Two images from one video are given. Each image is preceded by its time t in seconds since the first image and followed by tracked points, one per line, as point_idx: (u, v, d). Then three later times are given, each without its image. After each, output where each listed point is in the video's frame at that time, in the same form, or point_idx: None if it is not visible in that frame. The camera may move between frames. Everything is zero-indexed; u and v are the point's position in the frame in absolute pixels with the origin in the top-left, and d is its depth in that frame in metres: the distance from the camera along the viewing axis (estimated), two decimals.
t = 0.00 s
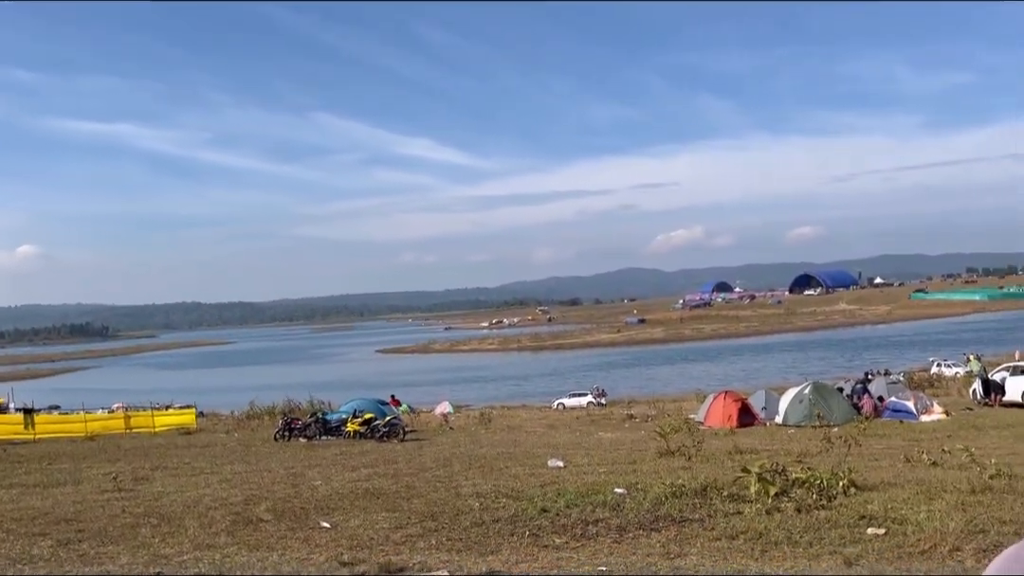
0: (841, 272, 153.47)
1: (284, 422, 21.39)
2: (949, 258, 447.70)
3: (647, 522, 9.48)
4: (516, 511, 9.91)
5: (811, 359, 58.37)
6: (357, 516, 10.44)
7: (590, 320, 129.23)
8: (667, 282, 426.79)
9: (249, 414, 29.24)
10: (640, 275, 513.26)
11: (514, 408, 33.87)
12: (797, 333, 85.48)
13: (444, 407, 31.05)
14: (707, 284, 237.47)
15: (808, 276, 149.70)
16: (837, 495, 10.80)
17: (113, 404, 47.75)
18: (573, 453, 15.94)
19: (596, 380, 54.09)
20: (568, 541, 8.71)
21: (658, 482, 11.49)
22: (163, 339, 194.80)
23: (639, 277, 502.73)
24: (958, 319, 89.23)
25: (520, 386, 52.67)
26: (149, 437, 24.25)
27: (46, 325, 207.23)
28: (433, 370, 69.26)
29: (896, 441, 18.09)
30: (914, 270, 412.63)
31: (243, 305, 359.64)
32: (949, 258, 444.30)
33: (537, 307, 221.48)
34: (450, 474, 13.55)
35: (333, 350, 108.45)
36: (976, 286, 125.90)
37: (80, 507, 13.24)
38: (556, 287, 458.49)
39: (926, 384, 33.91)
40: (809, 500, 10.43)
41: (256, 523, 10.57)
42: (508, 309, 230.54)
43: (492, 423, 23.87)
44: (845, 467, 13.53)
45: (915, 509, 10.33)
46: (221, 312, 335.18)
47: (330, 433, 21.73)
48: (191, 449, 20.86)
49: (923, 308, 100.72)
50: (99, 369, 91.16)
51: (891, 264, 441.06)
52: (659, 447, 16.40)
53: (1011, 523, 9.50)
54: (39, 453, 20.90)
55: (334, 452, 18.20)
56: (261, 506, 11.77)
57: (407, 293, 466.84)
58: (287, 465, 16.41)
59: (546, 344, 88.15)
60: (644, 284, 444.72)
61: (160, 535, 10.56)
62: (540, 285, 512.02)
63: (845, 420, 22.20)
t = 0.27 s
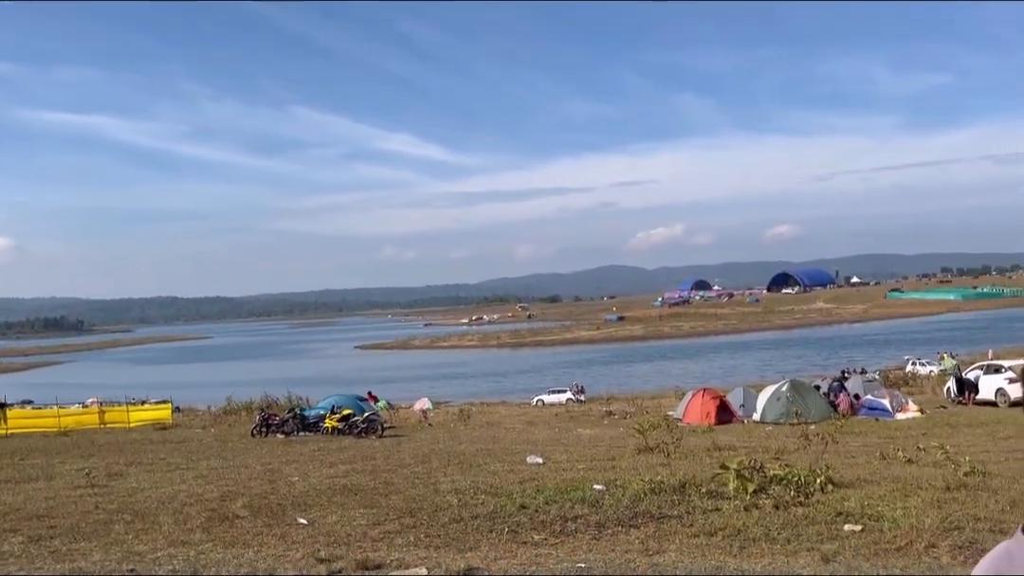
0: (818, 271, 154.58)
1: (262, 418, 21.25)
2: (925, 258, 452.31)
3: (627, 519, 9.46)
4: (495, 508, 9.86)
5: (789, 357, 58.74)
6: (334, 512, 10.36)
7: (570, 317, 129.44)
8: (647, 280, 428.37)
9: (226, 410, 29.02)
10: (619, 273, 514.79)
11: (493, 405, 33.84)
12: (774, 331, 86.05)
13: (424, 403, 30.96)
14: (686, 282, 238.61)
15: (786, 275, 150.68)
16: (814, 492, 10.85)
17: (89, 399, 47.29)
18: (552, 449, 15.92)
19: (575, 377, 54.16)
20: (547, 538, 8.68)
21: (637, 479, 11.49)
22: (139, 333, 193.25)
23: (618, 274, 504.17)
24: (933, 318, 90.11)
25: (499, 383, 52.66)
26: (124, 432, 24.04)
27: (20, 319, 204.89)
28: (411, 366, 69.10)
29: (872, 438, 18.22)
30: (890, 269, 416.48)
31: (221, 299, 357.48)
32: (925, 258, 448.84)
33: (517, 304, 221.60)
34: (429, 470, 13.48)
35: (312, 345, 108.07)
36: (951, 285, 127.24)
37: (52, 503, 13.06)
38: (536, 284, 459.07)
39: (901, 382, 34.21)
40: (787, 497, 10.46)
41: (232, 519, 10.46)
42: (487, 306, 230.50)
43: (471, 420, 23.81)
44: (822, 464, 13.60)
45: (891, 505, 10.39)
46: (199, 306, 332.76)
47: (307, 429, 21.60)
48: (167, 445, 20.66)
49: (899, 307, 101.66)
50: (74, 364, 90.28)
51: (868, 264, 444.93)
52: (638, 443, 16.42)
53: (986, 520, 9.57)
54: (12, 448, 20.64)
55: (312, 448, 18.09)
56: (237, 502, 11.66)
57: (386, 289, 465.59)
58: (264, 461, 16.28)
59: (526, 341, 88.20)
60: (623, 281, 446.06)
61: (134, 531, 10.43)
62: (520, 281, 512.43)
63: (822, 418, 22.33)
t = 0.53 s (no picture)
0: (799, 270, 155.45)
1: (242, 414, 21.08)
2: (904, 258, 456.00)
3: (609, 516, 9.43)
4: (476, 505, 9.82)
5: (769, 356, 59.03)
6: (314, 509, 10.28)
7: (552, 314, 129.54)
8: (629, 278, 429.40)
9: (205, 406, 28.79)
10: (602, 271, 515.82)
11: (474, 402, 33.81)
12: (755, 329, 86.47)
13: (405, 400, 30.86)
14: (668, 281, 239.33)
15: (767, 274, 151.43)
16: (795, 490, 10.86)
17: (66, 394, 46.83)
18: (534, 446, 15.89)
19: (557, 375, 54.17)
20: (529, 536, 8.64)
21: (619, 477, 11.48)
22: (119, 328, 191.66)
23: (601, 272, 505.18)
24: (912, 318, 90.83)
25: (480, 380, 52.59)
26: (102, 428, 23.80)
27: None
28: (393, 363, 68.90)
29: (852, 436, 18.31)
30: (870, 269, 419.54)
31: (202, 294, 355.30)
32: (904, 258, 452.44)
33: (499, 301, 221.57)
34: (410, 467, 13.41)
35: (293, 341, 107.61)
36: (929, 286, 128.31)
37: (26, 500, 12.89)
38: (518, 281, 459.24)
39: (880, 381, 34.42)
40: (768, 494, 10.48)
41: (210, 517, 10.35)
42: (470, 303, 230.31)
43: (452, 417, 23.75)
44: (803, 462, 13.65)
45: (871, 504, 10.42)
46: (178, 301, 330.71)
47: (288, 425, 21.45)
48: (146, 441, 20.47)
49: (878, 307, 102.41)
50: (52, 359, 89.46)
51: (848, 264, 447.98)
52: (620, 440, 16.42)
53: (965, 518, 9.61)
54: None
55: (292, 445, 17.95)
56: (216, 499, 11.54)
57: (368, 285, 464.13)
58: (244, 458, 16.15)
59: (508, 338, 88.18)
60: (606, 280, 446.90)
61: (110, 528, 10.29)
62: (502, 278, 512.46)
63: (802, 416, 22.43)
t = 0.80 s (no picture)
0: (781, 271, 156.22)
1: (222, 411, 20.93)
2: (885, 259, 459.59)
3: (591, 514, 9.41)
4: (459, 503, 9.76)
5: (751, 356, 59.27)
6: (295, 507, 10.18)
7: (536, 313, 129.64)
8: (612, 277, 430.22)
9: (186, 403, 28.55)
10: (585, 270, 516.76)
11: (457, 400, 33.73)
12: (737, 329, 86.82)
13: (388, 398, 30.73)
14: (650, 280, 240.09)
15: (749, 274, 152.10)
16: (777, 489, 10.86)
17: (45, 391, 46.37)
18: (517, 445, 15.85)
19: (540, 373, 54.14)
20: (511, 534, 8.59)
21: (602, 474, 11.46)
22: (99, 325, 190.03)
23: (584, 272, 505.97)
24: (892, 319, 91.50)
25: (464, 378, 52.48)
26: (80, 425, 23.56)
27: None
28: (376, 361, 68.68)
29: (833, 436, 18.37)
30: (851, 269, 422.43)
31: (183, 290, 353.17)
32: (885, 259, 455.96)
33: (482, 299, 221.56)
34: (392, 466, 13.34)
35: (275, 339, 107.13)
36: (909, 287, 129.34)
37: (1, 497, 12.71)
38: (502, 279, 459.31)
39: (861, 381, 34.61)
40: (750, 493, 10.48)
41: (189, 514, 10.23)
42: (453, 301, 230.09)
43: (435, 415, 23.67)
44: (784, 461, 13.68)
45: (853, 502, 10.45)
46: (160, 298, 328.35)
47: (269, 422, 21.31)
48: (124, 438, 20.27)
49: (859, 307, 103.10)
50: (31, 355, 88.61)
51: (829, 265, 450.90)
52: (603, 439, 16.40)
53: (946, 516, 9.64)
54: None
55: (274, 442, 17.82)
56: (195, 496, 11.41)
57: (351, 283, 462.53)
58: (224, 455, 16.01)
59: (492, 337, 88.09)
60: (589, 279, 447.72)
61: (87, 526, 10.15)
62: (486, 277, 512.50)
63: (784, 416, 22.50)
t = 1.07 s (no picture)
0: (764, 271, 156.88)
1: (205, 409, 20.80)
2: (867, 261, 462.66)
3: (577, 513, 9.39)
4: (444, 502, 9.72)
5: (734, 356, 59.48)
6: (279, 505, 10.10)
7: (520, 312, 129.63)
8: (596, 277, 430.79)
9: (167, 401, 28.32)
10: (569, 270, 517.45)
11: (441, 399, 33.64)
12: (721, 330, 87.10)
13: (371, 397, 30.60)
14: (634, 280, 240.63)
15: (733, 275, 152.61)
16: (762, 488, 10.88)
17: (24, 388, 45.87)
18: (501, 443, 15.81)
19: (525, 373, 54.09)
20: (497, 533, 8.56)
21: (588, 474, 11.44)
22: (79, 322, 188.54)
23: (568, 271, 506.46)
24: (874, 320, 92.09)
25: (447, 378, 52.34)
26: (60, 422, 23.33)
27: None
28: (359, 360, 68.42)
29: (817, 436, 18.43)
30: (833, 271, 425.13)
31: (165, 287, 350.85)
32: (867, 261, 458.97)
33: (466, 298, 221.28)
34: (376, 464, 13.26)
35: (258, 337, 106.57)
36: (891, 288, 130.20)
37: None
38: (486, 278, 458.94)
39: (843, 382, 34.79)
40: (735, 493, 10.49)
41: (171, 512, 10.14)
42: (437, 300, 229.83)
43: (419, 413, 23.58)
44: (768, 460, 13.72)
45: (838, 502, 10.48)
46: (141, 295, 326.09)
47: (252, 420, 21.17)
48: (104, 435, 20.07)
49: (841, 308, 103.70)
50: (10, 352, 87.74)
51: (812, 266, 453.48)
52: (588, 438, 16.39)
53: (930, 516, 9.68)
54: None
55: (256, 441, 17.69)
56: (178, 494, 11.31)
57: (335, 281, 460.82)
58: (207, 453, 15.88)
59: (476, 336, 87.96)
60: (573, 278, 448.28)
61: (68, 523, 10.03)
62: (470, 276, 512.30)
63: (768, 416, 22.55)
